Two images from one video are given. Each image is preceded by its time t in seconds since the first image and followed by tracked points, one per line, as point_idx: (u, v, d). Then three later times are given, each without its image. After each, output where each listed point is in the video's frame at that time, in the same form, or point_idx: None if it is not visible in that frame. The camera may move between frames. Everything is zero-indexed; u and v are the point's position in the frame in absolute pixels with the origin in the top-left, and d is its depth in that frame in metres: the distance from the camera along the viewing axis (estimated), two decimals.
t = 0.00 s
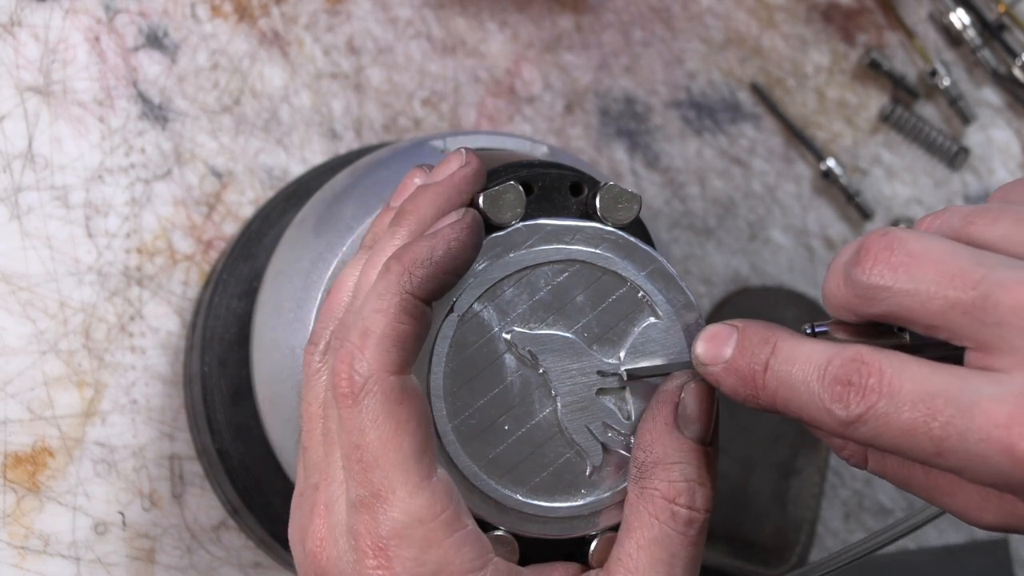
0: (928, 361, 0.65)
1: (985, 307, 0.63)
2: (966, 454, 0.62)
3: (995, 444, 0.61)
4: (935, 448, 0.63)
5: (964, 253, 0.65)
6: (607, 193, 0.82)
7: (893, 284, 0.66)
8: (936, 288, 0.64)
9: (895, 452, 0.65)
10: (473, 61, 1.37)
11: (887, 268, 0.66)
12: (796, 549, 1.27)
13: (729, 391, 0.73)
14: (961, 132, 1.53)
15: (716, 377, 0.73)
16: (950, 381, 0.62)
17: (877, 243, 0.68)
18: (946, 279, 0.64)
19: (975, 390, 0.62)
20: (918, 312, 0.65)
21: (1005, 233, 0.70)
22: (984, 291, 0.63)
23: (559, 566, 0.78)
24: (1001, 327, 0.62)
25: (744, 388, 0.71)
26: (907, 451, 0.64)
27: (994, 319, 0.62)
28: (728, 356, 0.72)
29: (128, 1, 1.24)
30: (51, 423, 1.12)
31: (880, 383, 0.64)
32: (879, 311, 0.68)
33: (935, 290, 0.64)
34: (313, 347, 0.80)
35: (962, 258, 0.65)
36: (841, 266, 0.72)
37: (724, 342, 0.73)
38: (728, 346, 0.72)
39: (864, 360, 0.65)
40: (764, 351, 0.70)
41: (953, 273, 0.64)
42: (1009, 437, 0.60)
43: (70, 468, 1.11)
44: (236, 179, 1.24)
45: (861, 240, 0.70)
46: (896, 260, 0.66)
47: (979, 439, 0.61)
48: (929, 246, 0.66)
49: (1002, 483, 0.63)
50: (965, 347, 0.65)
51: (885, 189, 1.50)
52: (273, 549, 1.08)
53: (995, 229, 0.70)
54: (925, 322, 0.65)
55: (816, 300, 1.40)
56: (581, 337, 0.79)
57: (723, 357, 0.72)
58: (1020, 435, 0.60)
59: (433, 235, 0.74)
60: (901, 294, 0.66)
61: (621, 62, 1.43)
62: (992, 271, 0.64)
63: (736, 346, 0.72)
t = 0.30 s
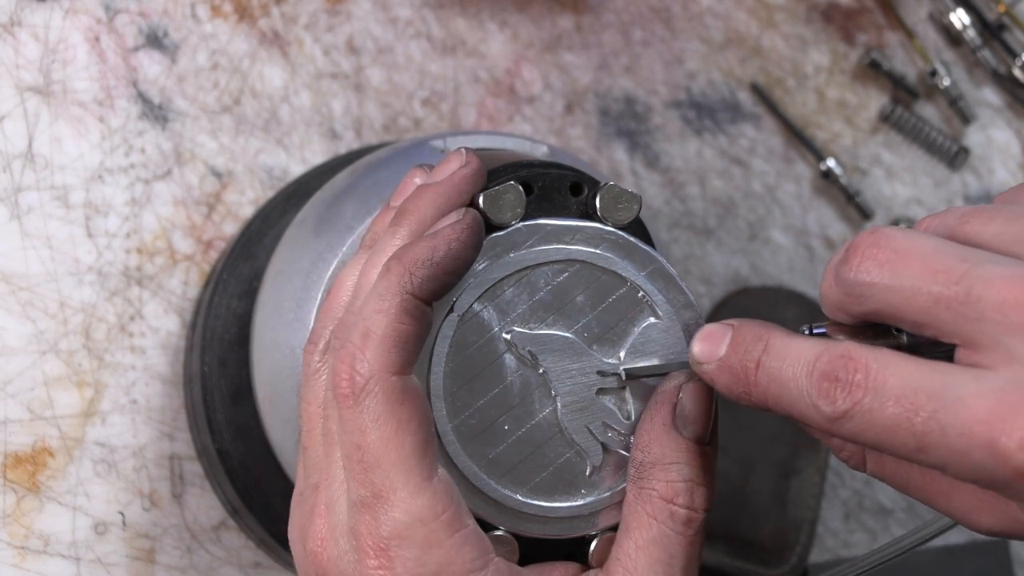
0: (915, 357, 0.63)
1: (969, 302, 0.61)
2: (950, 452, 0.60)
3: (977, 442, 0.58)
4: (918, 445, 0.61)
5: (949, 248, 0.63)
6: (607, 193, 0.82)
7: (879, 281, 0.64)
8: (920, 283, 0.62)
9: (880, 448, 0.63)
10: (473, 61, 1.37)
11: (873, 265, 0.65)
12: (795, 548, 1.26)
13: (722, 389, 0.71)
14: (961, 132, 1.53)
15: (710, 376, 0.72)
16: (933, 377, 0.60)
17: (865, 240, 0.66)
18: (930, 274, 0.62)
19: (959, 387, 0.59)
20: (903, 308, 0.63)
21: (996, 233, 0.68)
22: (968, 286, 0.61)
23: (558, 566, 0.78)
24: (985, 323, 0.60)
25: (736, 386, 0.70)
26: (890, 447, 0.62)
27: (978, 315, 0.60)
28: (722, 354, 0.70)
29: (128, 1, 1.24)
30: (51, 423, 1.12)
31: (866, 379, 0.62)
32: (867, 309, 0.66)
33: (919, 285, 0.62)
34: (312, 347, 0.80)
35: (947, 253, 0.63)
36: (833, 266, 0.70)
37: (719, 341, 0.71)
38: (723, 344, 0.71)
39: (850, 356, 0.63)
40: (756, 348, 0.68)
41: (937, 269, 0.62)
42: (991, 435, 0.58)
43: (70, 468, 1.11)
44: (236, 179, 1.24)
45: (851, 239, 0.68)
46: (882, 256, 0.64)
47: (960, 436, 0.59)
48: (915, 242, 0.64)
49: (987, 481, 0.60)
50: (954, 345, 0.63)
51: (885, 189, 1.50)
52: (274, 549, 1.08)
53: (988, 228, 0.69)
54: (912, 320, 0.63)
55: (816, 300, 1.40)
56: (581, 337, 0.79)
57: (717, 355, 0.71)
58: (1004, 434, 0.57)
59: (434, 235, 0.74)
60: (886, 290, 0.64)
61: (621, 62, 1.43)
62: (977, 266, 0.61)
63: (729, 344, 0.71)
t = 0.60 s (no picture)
0: (897, 360, 0.59)
1: (947, 303, 0.57)
2: (923, 456, 0.56)
3: (946, 448, 0.54)
4: (892, 448, 0.57)
5: (932, 248, 0.60)
6: (607, 193, 0.82)
7: (861, 281, 0.61)
8: (900, 283, 0.59)
9: (859, 453, 0.60)
10: (473, 61, 1.37)
11: (856, 264, 0.62)
12: (795, 549, 1.26)
13: (714, 389, 0.69)
14: (961, 132, 1.53)
15: (702, 376, 0.70)
16: (907, 378, 0.56)
17: (850, 241, 0.64)
18: (909, 274, 0.59)
19: (932, 389, 0.55)
20: (884, 309, 0.60)
21: (988, 234, 0.63)
22: (946, 286, 0.57)
23: (558, 566, 0.78)
24: (962, 325, 0.56)
25: (725, 386, 0.68)
26: (865, 451, 0.59)
27: (955, 316, 0.57)
28: (715, 354, 0.69)
29: (128, 1, 1.24)
30: (51, 423, 1.12)
31: (845, 381, 0.59)
32: (852, 310, 0.63)
33: (899, 285, 0.59)
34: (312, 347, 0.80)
35: (928, 252, 0.59)
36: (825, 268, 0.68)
37: (713, 341, 0.70)
38: (716, 344, 0.69)
39: (832, 357, 0.60)
40: (745, 348, 0.66)
41: (917, 269, 0.59)
42: (960, 441, 0.53)
43: (70, 468, 1.11)
44: (236, 179, 1.24)
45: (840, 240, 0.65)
46: (864, 254, 0.62)
47: (931, 441, 0.55)
48: (898, 241, 0.61)
49: (963, 491, 0.56)
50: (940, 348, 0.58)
51: (885, 189, 1.50)
52: (274, 549, 1.08)
53: (980, 229, 0.64)
54: (894, 321, 0.60)
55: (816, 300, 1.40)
56: (581, 337, 0.79)
57: (710, 354, 0.69)
58: (974, 439, 0.53)
59: (432, 237, 0.74)
60: (867, 290, 0.61)
61: (621, 62, 1.43)
62: (958, 266, 0.58)
63: (723, 344, 0.69)
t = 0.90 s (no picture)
0: (877, 370, 0.59)
1: (927, 314, 0.56)
2: (895, 469, 0.55)
3: (916, 461, 0.53)
4: (866, 458, 0.56)
5: (917, 257, 0.59)
6: (608, 193, 0.82)
7: (849, 289, 0.60)
8: (884, 291, 0.58)
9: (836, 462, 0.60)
10: (473, 61, 1.37)
11: (844, 270, 0.61)
12: (795, 548, 1.25)
13: (707, 395, 0.69)
14: (961, 132, 1.53)
15: (698, 380, 0.71)
16: (883, 389, 0.56)
17: (841, 247, 0.62)
18: (894, 283, 0.58)
19: (906, 401, 0.54)
20: (869, 317, 0.59)
21: (978, 248, 0.63)
22: (927, 297, 0.56)
23: (559, 567, 0.79)
24: (941, 337, 0.55)
25: (717, 392, 0.68)
26: (840, 461, 0.58)
27: (935, 328, 0.56)
28: (709, 359, 0.69)
29: (128, 1, 1.24)
30: (51, 423, 1.12)
31: (824, 390, 0.58)
32: (840, 318, 0.62)
33: (882, 293, 0.58)
34: (316, 352, 0.80)
35: (912, 261, 0.58)
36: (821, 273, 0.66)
37: (708, 346, 0.70)
38: (711, 348, 0.69)
39: (814, 365, 0.60)
40: (736, 356, 0.66)
41: (901, 279, 0.58)
42: (930, 454, 0.53)
43: (70, 468, 1.11)
44: (236, 179, 1.24)
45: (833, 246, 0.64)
46: (851, 260, 0.61)
47: (902, 454, 0.54)
48: (886, 248, 0.60)
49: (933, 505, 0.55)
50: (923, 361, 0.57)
51: (885, 189, 1.50)
52: (274, 550, 1.08)
53: (971, 244, 0.63)
54: (878, 330, 0.59)
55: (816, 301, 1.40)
56: (581, 337, 0.79)
57: (706, 359, 0.69)
58: (944, 454, 0.52)
59: (422, 244, 0.73)
60: (852, 297, 0.60)
61: (621, 62, 1.43)
62: (941, 276, 0.57)
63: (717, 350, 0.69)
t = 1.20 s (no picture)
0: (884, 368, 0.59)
1: (934, 313, 0.56)
2: (902, 467, 0.55)
3: (924, 459, 0.53)
4: (872, 456, 0.56)
5: (923, 257, 0.59)
6: (607, 193, 0.82)
7: (853, 289, 0.60)
8: (890, 291, 0.58)
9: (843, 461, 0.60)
10: (473, 61, 1.37)
11: (849, 271, 0.61)
12: (795, 549, 1.25)
13: (711, 394, 0.69)
14: (961, 132, 1.53)
15: (701, 380, 0.71)
16: (890, 388, 0.56)
17: (845, 248, 0.62)
18: (900, 283, 0.58)
19: (913, 399, 0.54)
20: (874, 317, 0.59)
21: (981, 248, 0.63)
22: (934, 296, 0.56)
23: (559, 567, 0.79)
24: (948, 336, 0.55)
25: (721, 392, 0.68)
26: (847, 460, 0.58)
27: (942, 327, 0.56)
28: (713, 358, 0.69)
29: (128, 1, 1.24)
30: (51, 423, 1.12)
31: (831, 387, 0.58)
32: (845, 318, 0.62)
33: (888, 293, 0.58)
34: (317, 354, 0.80)
35: (917, 261, 0.58)
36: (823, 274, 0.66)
37: (713, 345, 0.70)
38: (716, 348, 0.69)
39: (820, 363, 0.60)
40: (741, 355, 0.66)
41: (907, 279, 0.58)
42: (938, 453, 0.52)
43: (70, 468, 1.11)
44: (236, 179, 1.24)
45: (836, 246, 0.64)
46: (856, 261, 0.60)
47: (909, 452, 0.54)
48: (889, 248, 0.60)
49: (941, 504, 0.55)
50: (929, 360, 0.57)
51: (885, 189, 1.50)
52: (274, 550, 1.08)
53: (974, 243, 0.63)
54: (884, 330, 0.59)
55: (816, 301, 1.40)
56: (581, 337, 0.80)
57: (711, 359, 0.69)
58: (952, 452, 0.52)
59: (419, 243, 0.73)
60: (857, 298, 0.60)
61: (621, 62, 1.43)
62: (947, 276, 0.57)
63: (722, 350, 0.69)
